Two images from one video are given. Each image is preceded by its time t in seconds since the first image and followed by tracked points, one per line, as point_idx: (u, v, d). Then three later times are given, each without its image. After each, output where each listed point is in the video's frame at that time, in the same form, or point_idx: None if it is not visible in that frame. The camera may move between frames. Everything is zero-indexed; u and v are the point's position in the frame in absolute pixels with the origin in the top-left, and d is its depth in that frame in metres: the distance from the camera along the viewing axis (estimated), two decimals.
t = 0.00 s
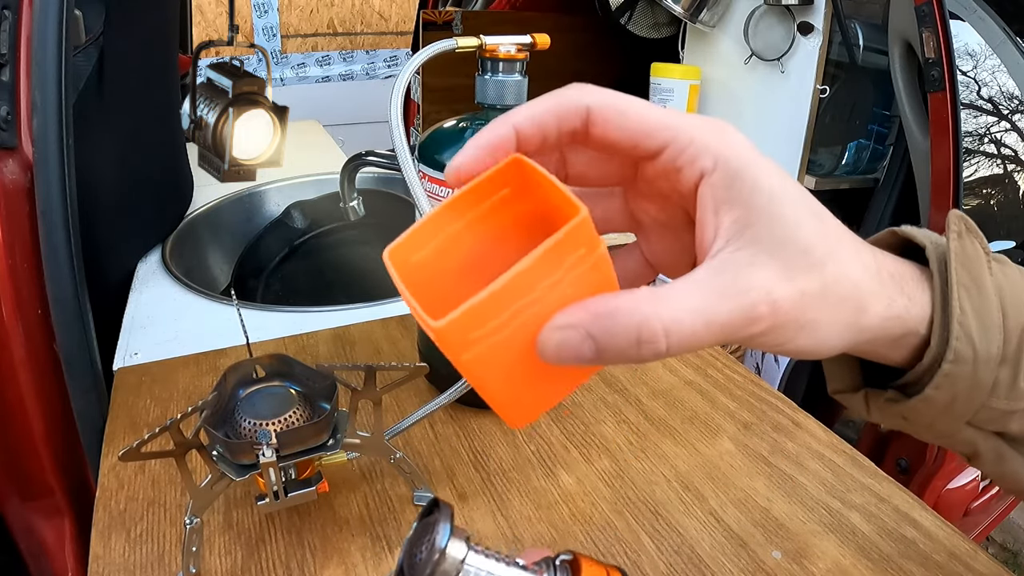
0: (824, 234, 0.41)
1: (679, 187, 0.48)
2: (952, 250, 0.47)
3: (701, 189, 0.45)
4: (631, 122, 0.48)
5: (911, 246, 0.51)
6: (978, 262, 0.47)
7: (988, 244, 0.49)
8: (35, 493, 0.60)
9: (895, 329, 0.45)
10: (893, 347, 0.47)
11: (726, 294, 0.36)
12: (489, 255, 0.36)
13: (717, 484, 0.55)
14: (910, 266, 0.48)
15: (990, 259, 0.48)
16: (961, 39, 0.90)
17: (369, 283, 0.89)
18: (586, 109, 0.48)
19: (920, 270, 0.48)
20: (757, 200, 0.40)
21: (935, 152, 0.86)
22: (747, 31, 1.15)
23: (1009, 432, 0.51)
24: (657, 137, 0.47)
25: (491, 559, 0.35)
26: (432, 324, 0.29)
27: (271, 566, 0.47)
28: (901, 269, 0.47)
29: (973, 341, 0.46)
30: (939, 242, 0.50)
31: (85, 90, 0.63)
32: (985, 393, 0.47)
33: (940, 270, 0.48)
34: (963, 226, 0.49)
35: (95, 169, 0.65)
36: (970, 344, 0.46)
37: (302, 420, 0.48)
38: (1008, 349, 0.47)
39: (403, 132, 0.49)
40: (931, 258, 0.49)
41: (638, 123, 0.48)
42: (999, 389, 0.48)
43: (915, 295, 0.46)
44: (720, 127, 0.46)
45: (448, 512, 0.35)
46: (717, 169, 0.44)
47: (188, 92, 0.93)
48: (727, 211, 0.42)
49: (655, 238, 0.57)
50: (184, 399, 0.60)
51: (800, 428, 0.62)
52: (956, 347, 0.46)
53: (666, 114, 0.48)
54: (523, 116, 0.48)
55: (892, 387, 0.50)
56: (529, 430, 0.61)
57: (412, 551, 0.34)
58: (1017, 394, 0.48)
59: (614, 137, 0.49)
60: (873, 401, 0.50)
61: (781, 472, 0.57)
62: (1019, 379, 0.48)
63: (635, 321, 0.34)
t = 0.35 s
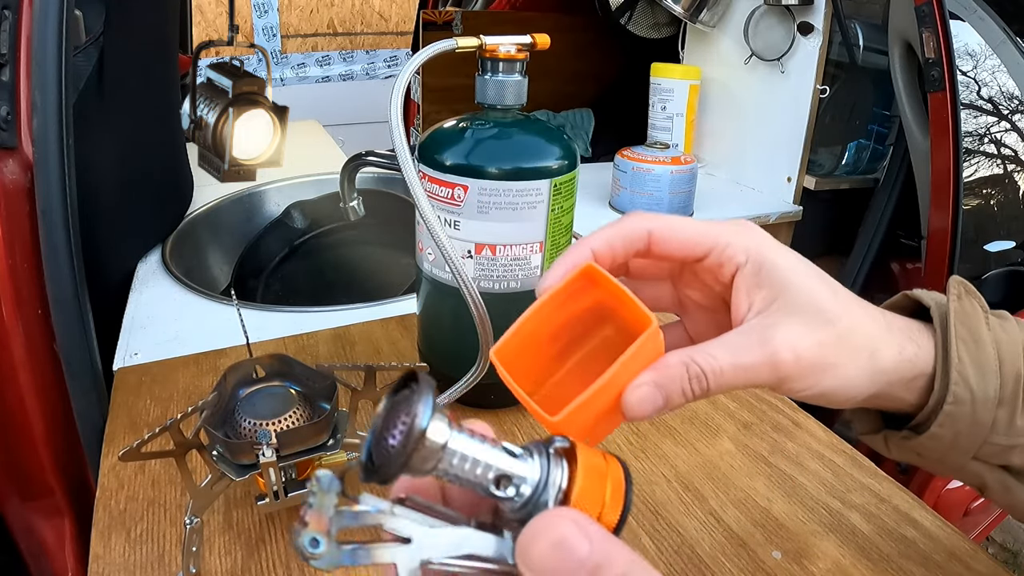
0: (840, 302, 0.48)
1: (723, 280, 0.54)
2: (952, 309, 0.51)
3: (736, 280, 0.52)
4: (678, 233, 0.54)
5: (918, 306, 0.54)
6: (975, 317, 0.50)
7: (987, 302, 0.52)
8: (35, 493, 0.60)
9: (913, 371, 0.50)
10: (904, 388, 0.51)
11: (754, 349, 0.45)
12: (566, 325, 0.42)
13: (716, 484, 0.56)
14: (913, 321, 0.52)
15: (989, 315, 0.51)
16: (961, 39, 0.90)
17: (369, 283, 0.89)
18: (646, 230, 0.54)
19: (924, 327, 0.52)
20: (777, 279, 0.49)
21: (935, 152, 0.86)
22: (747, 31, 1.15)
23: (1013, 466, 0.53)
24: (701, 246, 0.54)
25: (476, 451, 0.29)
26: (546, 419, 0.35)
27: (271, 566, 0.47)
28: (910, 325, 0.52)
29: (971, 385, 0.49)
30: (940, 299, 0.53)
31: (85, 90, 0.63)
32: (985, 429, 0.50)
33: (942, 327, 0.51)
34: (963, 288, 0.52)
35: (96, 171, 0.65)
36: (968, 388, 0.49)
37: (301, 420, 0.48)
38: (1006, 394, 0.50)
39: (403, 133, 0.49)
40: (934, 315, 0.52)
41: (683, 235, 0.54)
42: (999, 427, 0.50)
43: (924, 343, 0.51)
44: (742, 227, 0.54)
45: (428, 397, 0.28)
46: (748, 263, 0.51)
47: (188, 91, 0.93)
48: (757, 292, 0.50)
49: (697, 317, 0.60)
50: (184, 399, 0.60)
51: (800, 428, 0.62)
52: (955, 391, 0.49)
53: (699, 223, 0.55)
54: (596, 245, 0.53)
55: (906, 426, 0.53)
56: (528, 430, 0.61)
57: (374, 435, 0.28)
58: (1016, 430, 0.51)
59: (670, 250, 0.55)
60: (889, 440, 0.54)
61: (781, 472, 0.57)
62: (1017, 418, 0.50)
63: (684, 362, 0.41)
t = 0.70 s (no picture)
0: (842, 308, 0.49)
1: (726, 316, 0.54)
2: (961, 303, 0.52)
3: (738, 312, 0.53)
4: (673, 285, 0.53)
5: (928, 302, 0.56)
6: (983, 312, 0.52)
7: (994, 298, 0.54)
8: (35, 493, 0.61)
9: (924, 362, 0.51)
10: (917, 379, 0.52)
11: (774, 369, 0.45)
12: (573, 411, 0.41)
13: (717, 484, 0.56)
14: (924, 317, 0.54)
15: (996, 309, 0.53)
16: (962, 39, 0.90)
17: (370, 283, 0.89)
18: (642, 290, 0.53)
19: (934, 322, 0.53)
20: (781, 304, 0.50)
21: (935, 151, 0.86)
22: (747, 31, 1.16)
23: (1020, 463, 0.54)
24: (696, 289, 0.54)
25: (571, 304, 0.31)
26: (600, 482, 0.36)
27: (271, 567, 0.47)
28: (922, 321, 0.53)
29: (979, 378, 0.51)
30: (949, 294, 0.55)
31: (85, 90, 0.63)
32: (994, 424, 0.52)
33: (950, 320, 0.53)
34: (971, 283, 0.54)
35: (95, 172, 0.65)
36: (976, 380, 0.51)
37: (301, 420, 0.48)
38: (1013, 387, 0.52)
39: (403, 133, 0.49)
40: (942, 310, 0.54)
41: (679, 284, 0.53)
42: (1005, 419, 0.52)
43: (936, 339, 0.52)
44: (729, 260, 0.54)
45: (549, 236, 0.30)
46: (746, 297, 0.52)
47: (188, 92, 0.93)
48: (761, 318, 0.51)
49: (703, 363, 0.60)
50: (184, 399, 0.60)
51: (800, 428, 0.62)
52: (964, 383, 0.51)
53: (686, 267, 0.55)
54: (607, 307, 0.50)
55: (914, 422, 0.55)
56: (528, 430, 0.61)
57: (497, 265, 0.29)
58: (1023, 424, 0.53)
59: (670, 302, 0.54)
60: (896, 437, 0.56)
61: (781, 472, 0.57)
62: None
63: (713, 398, 0.41)
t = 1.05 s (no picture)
0: (835, 319, 0.50)
1: (724, 327, 0.54)
2: (947, 320, 0.50)
3: (737, 321, 0.53)
4: (675, 292, 0.54)
5: (917, 319, 0.54)
6: (971, 329, 0.50)
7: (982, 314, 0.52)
8: (35, 493, 0.60)
9: (915, 374, 0.50)
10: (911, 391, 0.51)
11: (774, 376, 0.46)
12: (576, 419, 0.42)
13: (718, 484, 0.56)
14: (910, 333, 0.52)
15: (985, 326, 0.51)
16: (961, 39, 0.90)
17: (370, 283, 0.89)
18: (645, 295, 0.53)
19: (921, 339, 0.52)
20: (780, 315, 0.50)
21: (935, 152, 0.86)
22: (747, 31, 1.16)
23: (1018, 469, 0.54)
24: (697, 297, 0.54)
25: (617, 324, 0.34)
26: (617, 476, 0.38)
27: (271, 566, 0.47)
28: (907, 338, 0.52)
29: (969, 396, 0.49)
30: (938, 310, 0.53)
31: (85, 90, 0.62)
32: (982, 439, 0.50)
33: (939, 338, 0.51)
34: (959, 301, 0.52)
35: (95, 171, 0.65)
36: (965, 397, 0.49)
37: (301, 420, 0.48)
38: (1003, 403, 0.50)
39: (403, 133, 0.49)
40: (930, 327, 0.52)
41: (682, 291, 0.54)
42: (997, 434, 0.50)
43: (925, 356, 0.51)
44: (732, 275, 0.55)
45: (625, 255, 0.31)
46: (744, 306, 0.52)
47: (188, 92, 0.93)
48: (759, 328, 0.51)
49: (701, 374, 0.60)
50: (184, 399, 0.60)
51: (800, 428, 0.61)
52: (952, 402, 0.49)
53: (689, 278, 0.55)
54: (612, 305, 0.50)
55: (906, 438, 0.54)
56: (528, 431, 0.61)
57: (567, 270, 0.30)
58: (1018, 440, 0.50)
59: (671, 309, 0.54)
60: (889, 453, 0.54)
61: (781, 472, 0.57)
62: (1015, 425, 0.50)
63: (715, 405, 0.41)
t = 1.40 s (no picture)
0: (772, 432, 0.47)
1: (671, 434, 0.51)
2: (877, 412, 0.49)
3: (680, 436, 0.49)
4: (623, 393, 0.50)
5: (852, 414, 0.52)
6: (901, 418, 0.48)
7: (914, 398, 0.50)
8: (35, 494, 0.60)
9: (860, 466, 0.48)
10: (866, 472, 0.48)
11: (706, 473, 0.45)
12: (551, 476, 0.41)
13: (672, 561, 0.48)
14: (841, 427, 0.51)
15: (917, 408, 0.49)
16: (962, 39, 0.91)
17: (370, 283, 0.89)
18: (594, 398, 0.50)
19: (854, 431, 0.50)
20: (719, 428, 0.47)
21: (935, 152, 0.86)
22: (747, 32, 1.16)
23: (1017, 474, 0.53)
24: (644, 404, 0.50)
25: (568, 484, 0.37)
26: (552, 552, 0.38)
27: (271, 567, 0.47)
28: (837, 432, 0.50)
29: (904, 482, 0.47)
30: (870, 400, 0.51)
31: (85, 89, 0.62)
32: (929, 517, 0.47)
33: (869, 432, 0.49)
34: (888, 393, 0.50)
35: (95, 172, 0.65)
36: (901, 485, 0.47)
37: (301, 420, 0.48)
38: (946, 481, 0.47)
39: (402, 132, 0.49)
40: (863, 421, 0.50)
41: (630, 395, 0.50)
42: (942, 510, 0.47)
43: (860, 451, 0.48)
44: (679, 380, 0.52)
45: (596, 433, 0.36)
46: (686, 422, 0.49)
47: (188, 91, 0.93)
48: (696, 441, 0.48)
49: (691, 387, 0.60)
50: (184, 399, 0.60)
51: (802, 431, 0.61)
52: (888, 490, 0.47)
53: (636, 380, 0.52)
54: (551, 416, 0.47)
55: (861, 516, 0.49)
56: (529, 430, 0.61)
57: (540, 447, 0.36)
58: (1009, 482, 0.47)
59: (618, 415, 0.50)
60: (846, 532, 0.49)
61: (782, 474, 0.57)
62: (960, 500, 0.47)
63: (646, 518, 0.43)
